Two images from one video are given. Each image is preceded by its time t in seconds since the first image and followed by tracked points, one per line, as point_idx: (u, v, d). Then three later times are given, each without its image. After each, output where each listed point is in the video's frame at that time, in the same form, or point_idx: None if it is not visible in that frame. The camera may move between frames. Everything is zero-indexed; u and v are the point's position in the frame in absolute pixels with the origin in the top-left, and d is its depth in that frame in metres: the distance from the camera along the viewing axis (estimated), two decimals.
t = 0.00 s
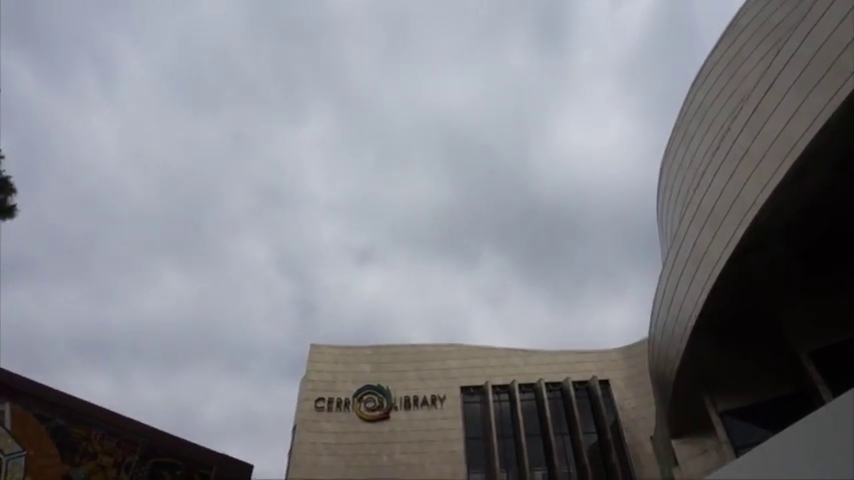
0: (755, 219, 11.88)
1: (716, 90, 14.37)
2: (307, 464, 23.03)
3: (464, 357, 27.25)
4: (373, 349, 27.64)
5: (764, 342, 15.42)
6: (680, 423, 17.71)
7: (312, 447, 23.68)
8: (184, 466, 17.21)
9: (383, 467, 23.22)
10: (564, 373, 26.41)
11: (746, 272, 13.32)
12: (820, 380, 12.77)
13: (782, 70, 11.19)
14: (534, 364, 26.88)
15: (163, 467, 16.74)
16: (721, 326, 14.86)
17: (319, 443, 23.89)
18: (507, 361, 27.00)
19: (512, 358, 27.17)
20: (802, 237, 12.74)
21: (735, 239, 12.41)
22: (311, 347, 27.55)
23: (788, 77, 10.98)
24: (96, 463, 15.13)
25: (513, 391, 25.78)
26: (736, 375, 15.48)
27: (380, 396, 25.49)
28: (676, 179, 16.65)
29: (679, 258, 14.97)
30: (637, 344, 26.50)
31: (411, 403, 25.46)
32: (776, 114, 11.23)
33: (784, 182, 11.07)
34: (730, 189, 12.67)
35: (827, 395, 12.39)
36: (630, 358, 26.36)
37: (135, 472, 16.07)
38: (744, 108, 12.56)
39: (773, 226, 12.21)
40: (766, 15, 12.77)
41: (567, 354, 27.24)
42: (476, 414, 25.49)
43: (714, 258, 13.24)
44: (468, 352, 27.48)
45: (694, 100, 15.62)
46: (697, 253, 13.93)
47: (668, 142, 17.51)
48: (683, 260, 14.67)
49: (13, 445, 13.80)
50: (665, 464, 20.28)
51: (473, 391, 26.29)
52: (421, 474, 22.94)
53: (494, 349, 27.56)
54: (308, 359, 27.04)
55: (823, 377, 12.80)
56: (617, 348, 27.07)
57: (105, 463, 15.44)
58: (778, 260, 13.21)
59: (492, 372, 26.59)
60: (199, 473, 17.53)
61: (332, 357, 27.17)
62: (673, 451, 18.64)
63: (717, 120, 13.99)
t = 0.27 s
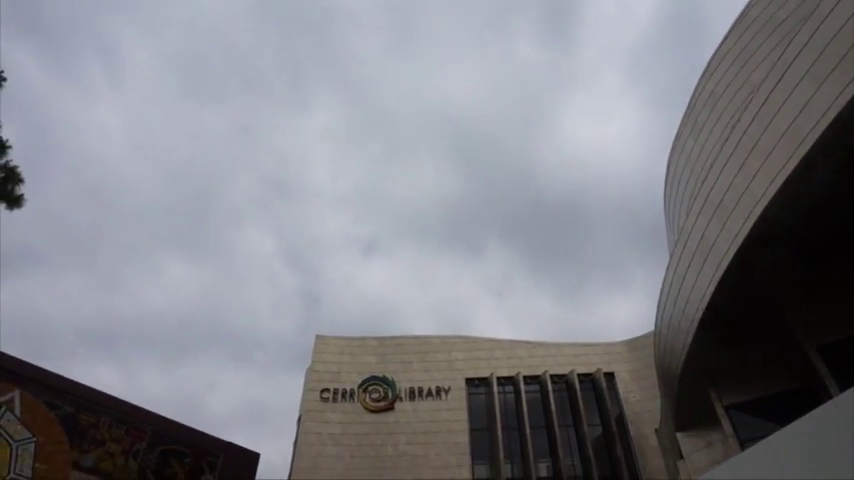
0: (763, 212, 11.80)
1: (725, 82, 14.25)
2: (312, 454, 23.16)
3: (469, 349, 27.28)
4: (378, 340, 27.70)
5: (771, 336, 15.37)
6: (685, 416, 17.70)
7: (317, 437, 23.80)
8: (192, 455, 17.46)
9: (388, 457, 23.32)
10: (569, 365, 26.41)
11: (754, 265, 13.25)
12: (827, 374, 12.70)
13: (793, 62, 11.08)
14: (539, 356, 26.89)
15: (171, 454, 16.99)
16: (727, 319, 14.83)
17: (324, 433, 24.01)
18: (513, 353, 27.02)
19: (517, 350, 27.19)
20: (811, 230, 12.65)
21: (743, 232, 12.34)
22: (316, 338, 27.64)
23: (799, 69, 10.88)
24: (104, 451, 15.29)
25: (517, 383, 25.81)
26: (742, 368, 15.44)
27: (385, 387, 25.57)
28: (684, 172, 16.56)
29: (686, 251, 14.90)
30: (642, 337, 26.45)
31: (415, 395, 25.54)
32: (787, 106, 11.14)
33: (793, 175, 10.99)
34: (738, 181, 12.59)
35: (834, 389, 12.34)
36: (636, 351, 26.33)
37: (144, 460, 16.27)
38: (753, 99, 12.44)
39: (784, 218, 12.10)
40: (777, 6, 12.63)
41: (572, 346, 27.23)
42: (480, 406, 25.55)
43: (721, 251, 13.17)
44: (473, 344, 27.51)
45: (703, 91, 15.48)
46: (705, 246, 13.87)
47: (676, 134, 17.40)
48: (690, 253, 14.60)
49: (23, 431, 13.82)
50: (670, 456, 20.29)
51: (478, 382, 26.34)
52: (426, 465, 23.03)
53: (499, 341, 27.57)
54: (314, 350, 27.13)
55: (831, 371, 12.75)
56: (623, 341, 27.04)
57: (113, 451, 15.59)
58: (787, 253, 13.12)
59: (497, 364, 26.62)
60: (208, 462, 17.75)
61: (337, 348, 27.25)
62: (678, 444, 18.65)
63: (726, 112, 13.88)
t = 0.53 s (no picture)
0: (768, 208, 11.75)
1: (731, 76, 14.16)
2: (312, 444, 23.24)
3: (470, 342, 27.29)
4: (380, 332, 27.73)
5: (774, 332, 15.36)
6: (686, 411, 17.70)
7: (318, 428, 23.88)
8: (194, 442, 17.05)
9: (388, 449, 23.39)
10: (570, 359, 26.42)
11: (757, 261, 13.20)
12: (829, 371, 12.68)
13: (801, 57, 10.99)
14: (540, 349, 26.90)
15: (174, 441, 16.65)
16: (729, 315, 14.81)
17: (325, 424, 24.08)
18: (514, 347, 27.03)
19: (518, 344, 27.20)
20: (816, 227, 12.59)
21: (747, 227, 12.29)
22: (318, 329, 27.69)
23: (807, 64, 10.80)
24: (107, 436, 15.20)
25: (518, 377, 25.83)
26: (744, 364, 15.44)
27: (386, 379, 25.62)
28: (689, 166, 16.48)
29: (690, 245, 14.85)
30: (644, 332, 26.43)
31: (416, 387, 25.58)
32: (793, 102, 11.06)
33: (798, 170, 10.92)
34: (743, 176, 12.52)
35: (836, 386, 12.31)
36: (638, 346, 26.31)
37: (147, 447, 16.04)
38: (760, 94, 12.37)
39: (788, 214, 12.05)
40: None
41: (573, 341, 27.22)
42: (481, 399, 25.59)
43: (725, 246, 13.12)
44: (474, 337, 27.52)
45: (710, 85, 15.38)
46: (708, 241, 13.82)
47: (681, 129, 17.31)
48: (694, 248, 14.55)
49: (26, 416, 14.14)
50: (670, 451, 20.31)
51: (479, 375, 26.37)
52: (426, 457, 23.10)
53: (500, 334, 27.58)
54: (316, 341, 27.18)
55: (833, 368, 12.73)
56: (624, 336, 27.02)
57: (116, 436, 15.47)
58: (792, 249, 13.07)
59: (498, 357, 26.64)
60: (210, 450, 17.26)
61: (339, 340, 27.30)
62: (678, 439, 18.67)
63: (732, 106, 13.79)
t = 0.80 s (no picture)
0: (778, 200, 11.65)
1: (742, 67, 14.01)
2: (319, 433, 23.40)
3: (477, 333, 27.33)
4: (387, 322, 27.82)
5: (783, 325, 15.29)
6: (694, 403, 17.66)
7: (325, 417, 24.04)
8: (205, 428, 17.04)
9: (394, 439, 23.51)
10: (577, 350, 26.41)
11: (767, 254, 13.11)
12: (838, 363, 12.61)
13: (812, 48, 10.85)
14: (547, 341, 26.90)
15: (185, 427, 16.63)
16: (738, 308, 14.74)
17: (332, 413, 24.23)
18: (521, 338, 27.05)
19: (525, 335, 27.21)
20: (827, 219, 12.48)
21: (757, 219, 12.20)
22: (325, 320, 27.81)
23: (818, 55, 10.66)
24: (120, 422, 15.33)
25: (525, 368, 25.85)
26: (752, 356, 15.38)
27: (393, 369, 25.71)
28: (698, 158, 16.36)
29: (699, 238, 14.76)
30: (652, 324, 26.36)
31: (423, 377, 25.66)
32: (804, 94, 10.94)
33: (809, 163, 10.81)
34: (753, 169, 12.41)
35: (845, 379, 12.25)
36: (645, 338, 26.26)
37: (159, 432, 16.02)
38: (770, 85, 12.23)
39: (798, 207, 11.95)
40: None
41: (581, 332, 27.20)
42: (488, 390, 25.64)
43: (734, 238, 13.03)
44: (481, 328, 27.55)
45: (720, 76, 15.20)
46: (717, 234, 13.74)
47: (691, 120, 17.16)
48: (703, 240, 14.47)
49: (40, 401, 14.39)
50: (677, 443, 20.29)
51: (486, 366, 26.41)
52: (432, 447, 23.19)
53: (507, 325, 27.60)
54: (323, 331, 27.31)
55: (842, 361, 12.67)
56: (632, 328, 26.96)
57: (128, 423, 15.56)
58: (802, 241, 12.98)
59: (505, 348, 26.67)
60: (221, 436, 17.23)
61: (346, 330, 27.42)
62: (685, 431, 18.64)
63: (742, 98, 13.65)
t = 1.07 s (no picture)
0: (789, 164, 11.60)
1: (754, 29, 13.76)
2: (330, 397, 23.91)
3: (484, 299, 27.56)
4: (395, 289, 28.07)
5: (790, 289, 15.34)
6: (698, 366, 17.88)
7: (335, 381, 24.51)
8: (218, 386, 16.10)
9: (403, 402, 23.99)
10: (584, 316, 26.63)
11: (776, 218, 13.09)
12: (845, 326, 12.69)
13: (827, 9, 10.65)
14: (553, 306, 27.12)
15: (199, 386, 15.62)
16: (745, 273, 14.79)
17: (342, 377, 24.68)
18: (528, 303, 27.27)
19: (532, 301, 27.43)
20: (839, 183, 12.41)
21: (767, 183, 12.16)
22: (334, 287, 28.10)
23: (834, 16, 10.47)
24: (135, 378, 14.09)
25: (532, 333, 26.11)
26: (758, 321, 15.49)
27: (402, 334, 26.05)
28: (708, 122, 16.20)
29: (708, 202, 14.72)
30: (658, 289, 26.48)
31: (431, 342, 26.01)
32: (818, 56, 10.78)
33: (822, 126, 10.72)
34: (764, 132, 12.31)
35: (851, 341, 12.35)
36: (652, 303, 26.41)
37: (175, 390, 14.94)
38: (783, 47, 12.03)
39: (810, 170, 11.87)
40: None
41: (587, 298, 27.38)
42: (495, 354, 25.99)
43: (744, 203, 13.01)
44: (488, 294, 27.78)
45: (732, 37, 14.94)
46: (726, 198, 13.70)
47: (701, 83, 16.92)
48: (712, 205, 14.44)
49: (57, 358, 13.36)
50: (681, 405, 20.60)
51: (493, 331, 26.71)
52: (440, 410, 23.67)
53: (514, 291, 27.80)
54: (332, 298, 27.62)
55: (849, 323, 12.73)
56: (639, 293, 27.10)
57: (144, 381, 14.36)
58: (812, 205, 12.94)
59: (512, 313, 26.92)
60: (234, 394, 16.39)
61: (354, 297, 27.72)
62: (690, 394, 18.91)
63: (754, 60, 13.44)
